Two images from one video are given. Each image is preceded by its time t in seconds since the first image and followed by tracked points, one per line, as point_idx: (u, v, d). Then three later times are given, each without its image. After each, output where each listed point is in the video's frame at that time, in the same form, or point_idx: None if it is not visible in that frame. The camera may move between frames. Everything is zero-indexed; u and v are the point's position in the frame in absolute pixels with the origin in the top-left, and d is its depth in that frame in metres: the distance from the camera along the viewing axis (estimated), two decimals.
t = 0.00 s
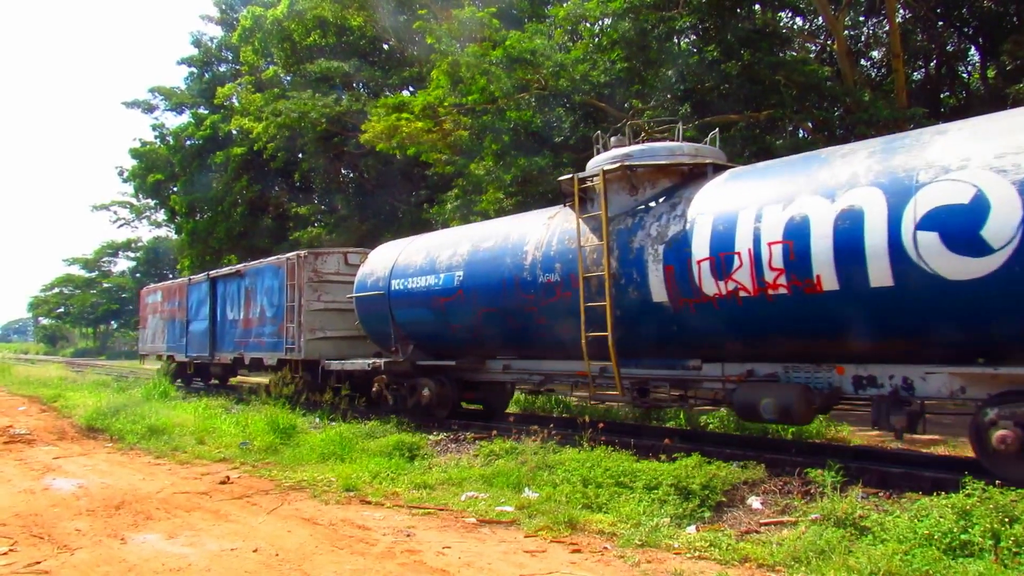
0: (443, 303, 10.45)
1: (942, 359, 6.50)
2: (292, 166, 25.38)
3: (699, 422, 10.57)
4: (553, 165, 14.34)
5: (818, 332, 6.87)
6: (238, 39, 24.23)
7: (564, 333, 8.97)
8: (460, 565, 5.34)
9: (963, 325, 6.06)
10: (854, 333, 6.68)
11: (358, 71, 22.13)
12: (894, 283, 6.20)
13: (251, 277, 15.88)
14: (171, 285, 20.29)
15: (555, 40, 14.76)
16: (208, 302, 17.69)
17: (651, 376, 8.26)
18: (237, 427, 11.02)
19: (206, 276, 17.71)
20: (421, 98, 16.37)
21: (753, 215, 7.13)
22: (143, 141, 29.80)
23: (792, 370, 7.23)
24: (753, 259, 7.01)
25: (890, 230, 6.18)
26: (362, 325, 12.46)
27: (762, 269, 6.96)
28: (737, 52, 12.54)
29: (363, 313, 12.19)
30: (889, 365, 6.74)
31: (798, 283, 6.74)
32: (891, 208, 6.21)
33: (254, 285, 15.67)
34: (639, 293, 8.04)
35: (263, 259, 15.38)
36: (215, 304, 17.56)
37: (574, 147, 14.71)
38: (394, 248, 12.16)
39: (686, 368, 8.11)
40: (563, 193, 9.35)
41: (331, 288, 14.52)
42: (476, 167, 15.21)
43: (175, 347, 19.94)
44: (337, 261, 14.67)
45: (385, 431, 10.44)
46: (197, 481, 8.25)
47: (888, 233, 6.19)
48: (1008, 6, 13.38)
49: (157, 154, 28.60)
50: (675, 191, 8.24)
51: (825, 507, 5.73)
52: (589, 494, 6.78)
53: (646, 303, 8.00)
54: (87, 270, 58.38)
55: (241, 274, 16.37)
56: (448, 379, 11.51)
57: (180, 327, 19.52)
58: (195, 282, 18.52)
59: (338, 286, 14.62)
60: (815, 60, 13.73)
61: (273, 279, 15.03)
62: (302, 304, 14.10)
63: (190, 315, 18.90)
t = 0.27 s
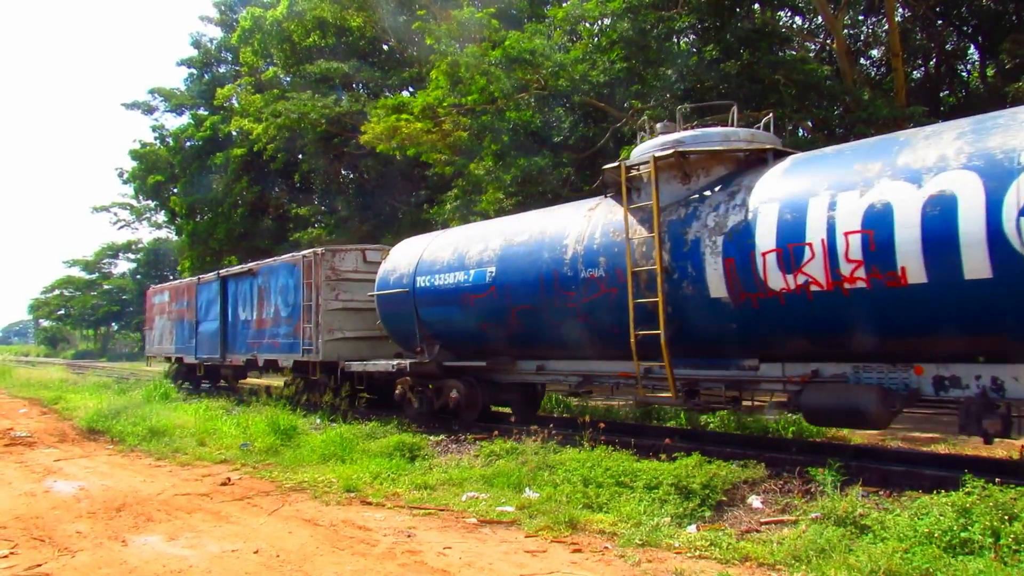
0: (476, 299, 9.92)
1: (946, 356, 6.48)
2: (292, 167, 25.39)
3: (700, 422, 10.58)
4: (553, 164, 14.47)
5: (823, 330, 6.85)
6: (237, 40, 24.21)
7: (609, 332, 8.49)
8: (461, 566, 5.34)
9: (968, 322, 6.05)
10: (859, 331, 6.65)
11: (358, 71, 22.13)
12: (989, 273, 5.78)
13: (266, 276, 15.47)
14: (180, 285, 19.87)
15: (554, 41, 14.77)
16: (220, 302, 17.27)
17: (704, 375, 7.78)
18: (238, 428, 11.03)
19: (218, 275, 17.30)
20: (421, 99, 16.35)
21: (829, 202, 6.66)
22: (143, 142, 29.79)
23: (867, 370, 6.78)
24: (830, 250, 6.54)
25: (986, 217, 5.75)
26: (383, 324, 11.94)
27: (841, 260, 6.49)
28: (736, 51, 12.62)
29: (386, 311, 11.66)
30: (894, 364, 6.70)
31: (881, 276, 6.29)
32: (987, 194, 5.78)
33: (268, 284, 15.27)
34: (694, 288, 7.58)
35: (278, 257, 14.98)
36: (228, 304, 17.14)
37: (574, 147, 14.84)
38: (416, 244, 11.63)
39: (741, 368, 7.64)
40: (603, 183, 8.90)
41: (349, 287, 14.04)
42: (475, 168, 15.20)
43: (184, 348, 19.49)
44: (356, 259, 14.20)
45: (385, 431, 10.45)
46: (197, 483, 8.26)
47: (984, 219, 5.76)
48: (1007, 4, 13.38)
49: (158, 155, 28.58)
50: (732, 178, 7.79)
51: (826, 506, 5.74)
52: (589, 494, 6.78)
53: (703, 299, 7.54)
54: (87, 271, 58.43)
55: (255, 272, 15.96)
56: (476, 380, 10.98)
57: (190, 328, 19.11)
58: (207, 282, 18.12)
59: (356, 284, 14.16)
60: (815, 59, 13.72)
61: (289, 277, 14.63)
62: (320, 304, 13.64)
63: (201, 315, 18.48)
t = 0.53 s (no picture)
0: (509, 296, 9.57)
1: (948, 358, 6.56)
2: (290, 167, 25.39)
3: (698, 422, 10.60)
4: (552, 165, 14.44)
5: (827, 327, 6.96)
6: (235, 41, 24.16)
7: (657, 330, 8.16)
8: (458, 566, 5.34)
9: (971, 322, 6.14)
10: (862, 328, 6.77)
11: (356, 72, 22.13)
12: None
13: (278, 273, 15.03)
14: (188, 283, 19.49)
15: (553, 41, 14.77)
16: (229, 300, 16.82)
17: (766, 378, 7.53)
18: (236, 428, 11.02)
19: (228, 273, 16.84)
20: (419, 99, 16.32)
21: (914, 191, 6.36)
22: (140, 142, 29.74)
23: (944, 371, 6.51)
24: (917, 241, 6.24)
25: None
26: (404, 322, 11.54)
27: (929, 252, 6.18)
28: (733, 51, 12.78)
29: (408, 309, 11.28)
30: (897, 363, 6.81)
31: (974, 268, 5.98)
32: None
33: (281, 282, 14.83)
34: (756, 283, 7.29)
35: (292, 254, 14.53)
36: (238, 303, 16.69)
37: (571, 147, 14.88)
38: (439, 240, 11.29)
39: (802, 369, 7.37)
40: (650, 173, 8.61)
41: (368, 284, 13.39)
42: (474, 168, 15.18)
43: (192, 348, 19.09)
44: (374, 255, 13.54)
45: (383, 431, 10.44)
46: (195, 483, 8.25)
47: None
48: (1004, 5, 13.47)
49: (156, 155, 28.44)
50: (796, 166, 7.48)
51: (823, 506, 5.74)
52: (587, 494, 6.78)
53: (766, 294, 7.22)
54: (85, 271, 58.35)
55: (266, 270, 15.51)
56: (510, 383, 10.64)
57: (198, 327, 18.69)
58: (216, 280, 17.68)
59: (376, 282, 13.52)
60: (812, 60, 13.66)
61: (303, 274, 14.18)
62: (336, 303, 13.07)
63: (209, 314, 18.03)
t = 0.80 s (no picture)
0: (543, 293, 9.03)
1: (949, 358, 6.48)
2: (286, 166, 25.36)
3: (694, 422, 10.60)
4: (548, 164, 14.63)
5: (827, 331, 6.87)
6: (231, 40, 24.08)
7: (711, 328, 7.59)
8: (453, 566, 5.34)
9: (972, 330, 6.10)
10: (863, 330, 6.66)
11: (351, 71, 22.11)
12: None
13: (290, 270, 14.41)
14: (193, 281, 18.93)
15: (548, 41, 14.78)
16: (237, 299, 16.20)
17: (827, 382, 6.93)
18: (230, 428, 11.00)
19: (236, 270, 16.23)
20: (415, 98, 16.31)
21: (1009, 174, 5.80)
22: (135, 141, 29.68)
23: None
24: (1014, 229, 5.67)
25: None
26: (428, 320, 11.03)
27: None
28: (728, 52, 12.86)
29: (431, 307, 10.76)
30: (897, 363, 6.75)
31: None
32: None
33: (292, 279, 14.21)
34: (826, 277, 6.71)
35: (304, 250, 13.92)
36: (246, 302, 16.08)
37: (567, 147, 14.96)
38: (464, 234, 10.75)
39: (868, 369, 6.78)
40: (697, 161, 8.12)
41: (385, 281, 12.88)
42: (469, 168, 15.16)
43: (197, 348, 18.50)
44: (392, 251, 13.01)
45: (378, 431, 10.43)
46: (190, 483, 8.23)
47: None
48: (998, 6, 13.56)
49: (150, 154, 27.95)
50: (868, 150, 6.92)
51: (817, 505, 5.75)
52: (582, 494, 6.79)
53: (838, 289, 6.66)
54: (79, 271, 58.19)
55: (277, 267, 14.89)
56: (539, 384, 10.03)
57: (204, 327, 18.09)
58: (222, 277, 17.06)
59: (393, 279, 13.01)
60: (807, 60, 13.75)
61: (316, 271, 13.57)
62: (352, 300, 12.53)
63: (215, 313, 17.40)
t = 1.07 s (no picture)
0: (584, 290, 8.48)
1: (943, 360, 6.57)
2: (283, 166, 25.35)
3: (692, 422, 10.59)
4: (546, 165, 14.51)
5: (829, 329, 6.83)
6: (228, 40, 24.05)
7: (776, 324, 7.10)
8: (450, 566, 5.34)
9: (973, 328, 6.11)
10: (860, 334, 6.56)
11: (349, 71, 22.11)
12: None
13: (304, 267, 13.67)
14: (198, 278, 18.11)
15: (546, 42, 14.79)
16: (246, 297, 15.44)
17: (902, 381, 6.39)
18: (227, 428, 10.98)
19: (245, 267, 15.47)
20: (412, 99, 16.28)
21: None
22: (132, 141, 29.62)
23: None
24: None
25: None
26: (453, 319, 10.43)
27: None
28: (726, 52, 12.85)
29: (458, 306, 10.16)
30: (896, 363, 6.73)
31: None
32: None
33: (306, 275, 13.49)
34: (913, 270, 6.23)
35: (320, 246, 13.18)
36: (255, 300, 15.32)
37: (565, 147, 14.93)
38: (492, 228, 10.13)
39: (951, 371, 6.25)
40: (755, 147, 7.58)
41: (406, 279, 12.18)
42: (466, 168, 15.16)
43: (202, 349, 17.71)
44: (413, 247, 12.29)
45: (375, 432, 10.42)
46: (186, 483, 8.22)
47: None
48: (993, 7, 13.61)
49: (145, 154, 27.97)
50: (956, 132, 6.41)
51: (813, 505, 5.76)
52: (579, 494, 6.79)
53: (926, 283, 6.18)
54: (75, 271, 58.09)
55: (289, 263, 14.13)
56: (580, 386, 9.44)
57: (209, 327, 17.32)
58: (229, 275, 16.29)
59: (415, 276, 12.31)
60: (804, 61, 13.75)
61: (332, 267, 12.83)
62: (372, 298, 11.84)
63: (222, 312, 16.64)
